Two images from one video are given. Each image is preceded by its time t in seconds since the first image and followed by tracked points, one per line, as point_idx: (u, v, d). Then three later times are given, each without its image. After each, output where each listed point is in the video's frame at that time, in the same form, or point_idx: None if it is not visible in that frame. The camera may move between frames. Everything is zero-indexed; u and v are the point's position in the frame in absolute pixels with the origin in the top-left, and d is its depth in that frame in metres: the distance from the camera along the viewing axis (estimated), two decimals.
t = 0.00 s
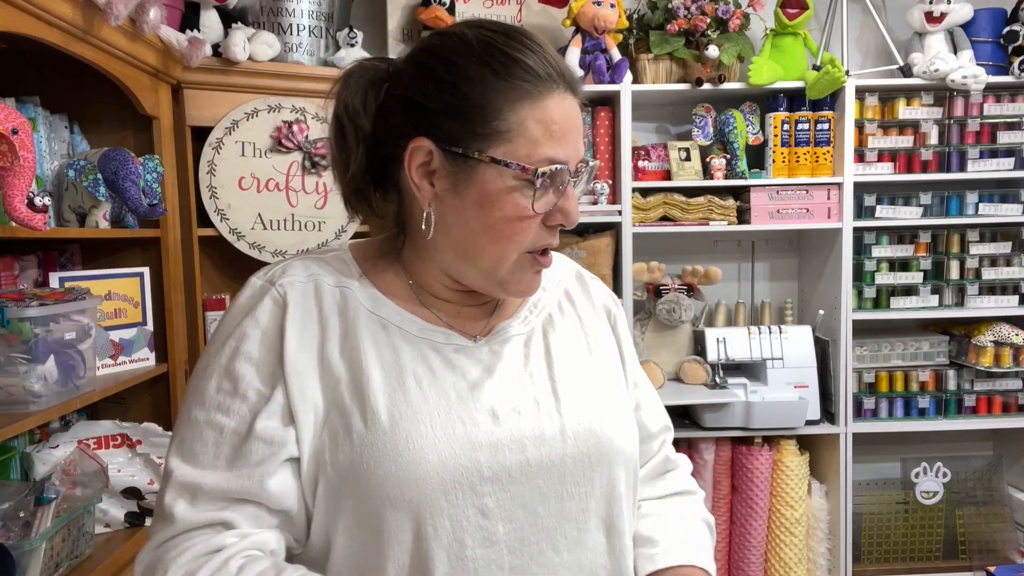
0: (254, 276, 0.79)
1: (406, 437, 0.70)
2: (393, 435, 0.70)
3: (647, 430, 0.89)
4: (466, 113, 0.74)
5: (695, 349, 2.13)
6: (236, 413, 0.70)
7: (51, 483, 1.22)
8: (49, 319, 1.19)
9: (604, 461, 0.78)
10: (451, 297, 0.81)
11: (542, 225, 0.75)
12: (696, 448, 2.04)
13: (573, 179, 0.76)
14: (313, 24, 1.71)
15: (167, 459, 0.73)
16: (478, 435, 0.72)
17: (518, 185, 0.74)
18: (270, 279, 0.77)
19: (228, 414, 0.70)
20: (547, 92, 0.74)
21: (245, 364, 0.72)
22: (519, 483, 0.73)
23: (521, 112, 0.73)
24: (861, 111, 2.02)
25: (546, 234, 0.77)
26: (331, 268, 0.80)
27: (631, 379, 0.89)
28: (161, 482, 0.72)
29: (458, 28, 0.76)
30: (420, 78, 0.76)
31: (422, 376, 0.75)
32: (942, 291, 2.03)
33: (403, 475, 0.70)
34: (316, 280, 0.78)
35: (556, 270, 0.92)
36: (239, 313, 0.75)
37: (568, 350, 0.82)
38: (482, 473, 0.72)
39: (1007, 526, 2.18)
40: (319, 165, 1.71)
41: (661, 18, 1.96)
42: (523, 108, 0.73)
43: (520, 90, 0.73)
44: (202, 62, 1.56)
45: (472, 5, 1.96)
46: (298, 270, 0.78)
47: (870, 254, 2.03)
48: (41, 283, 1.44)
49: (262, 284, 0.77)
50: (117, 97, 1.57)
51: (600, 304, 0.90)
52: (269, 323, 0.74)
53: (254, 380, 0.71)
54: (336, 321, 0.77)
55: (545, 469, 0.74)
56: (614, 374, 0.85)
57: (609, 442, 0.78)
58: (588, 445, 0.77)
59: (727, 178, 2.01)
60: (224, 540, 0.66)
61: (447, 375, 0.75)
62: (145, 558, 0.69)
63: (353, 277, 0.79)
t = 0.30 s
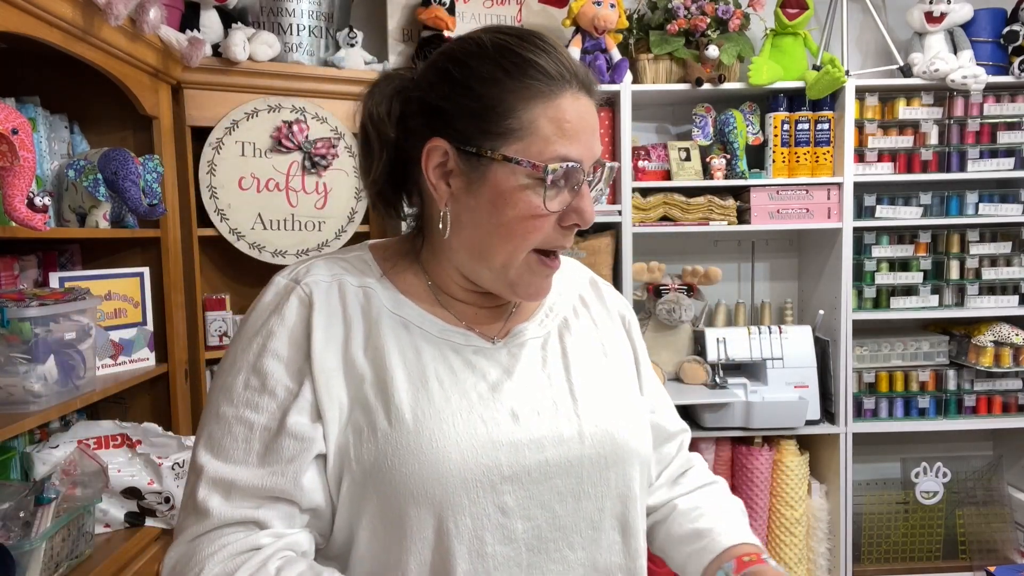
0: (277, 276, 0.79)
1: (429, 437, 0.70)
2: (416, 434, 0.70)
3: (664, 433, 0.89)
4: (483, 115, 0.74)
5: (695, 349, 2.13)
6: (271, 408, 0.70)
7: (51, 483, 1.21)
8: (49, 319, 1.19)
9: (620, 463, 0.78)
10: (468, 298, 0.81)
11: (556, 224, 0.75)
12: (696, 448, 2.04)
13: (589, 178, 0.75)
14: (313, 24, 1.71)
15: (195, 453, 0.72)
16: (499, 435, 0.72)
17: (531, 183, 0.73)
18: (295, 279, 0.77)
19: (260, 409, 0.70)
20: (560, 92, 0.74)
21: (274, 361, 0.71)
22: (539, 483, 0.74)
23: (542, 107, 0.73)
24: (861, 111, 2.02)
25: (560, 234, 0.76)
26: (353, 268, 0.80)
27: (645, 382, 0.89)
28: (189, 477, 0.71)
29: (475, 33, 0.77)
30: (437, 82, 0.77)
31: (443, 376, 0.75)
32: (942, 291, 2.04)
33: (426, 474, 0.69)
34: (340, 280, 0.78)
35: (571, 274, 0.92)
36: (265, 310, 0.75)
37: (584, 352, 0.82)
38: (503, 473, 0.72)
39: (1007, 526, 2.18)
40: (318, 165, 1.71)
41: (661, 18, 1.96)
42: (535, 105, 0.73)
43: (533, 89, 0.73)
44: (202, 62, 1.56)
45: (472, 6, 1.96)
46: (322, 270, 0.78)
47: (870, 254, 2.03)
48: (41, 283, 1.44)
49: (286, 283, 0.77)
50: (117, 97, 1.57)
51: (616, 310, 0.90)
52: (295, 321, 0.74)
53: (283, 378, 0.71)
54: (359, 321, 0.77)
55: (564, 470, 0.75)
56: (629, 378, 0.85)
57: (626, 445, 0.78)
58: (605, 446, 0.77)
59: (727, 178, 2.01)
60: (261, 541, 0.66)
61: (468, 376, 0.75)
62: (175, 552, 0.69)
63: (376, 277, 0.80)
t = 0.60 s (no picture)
0: (276, 279, 0.79)
1: (422, 438, 0.71)
2: (409, 435, 0.70)
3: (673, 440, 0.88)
4: (465, 110, 0.74)
5: (695, 349, 2.13)
6: (257, 411, 0.70)
7: (51, 483, 1.22)
8: (49, 319, 1.19)
9: (617, 465, 0.77)
10: (466, 298, 0.81)
11: (543, 216, 0.74)
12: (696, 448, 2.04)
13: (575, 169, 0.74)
14: (313, 24, 1.71)
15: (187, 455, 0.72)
16: (492, 436, 0.72)
17: (513, 176, 0.73)
18: (293, 281, 0.77)
19: (248, 412, 0.70)
20: (541, 83, 0.74)
21: (264, 363, 0.71)
22: (532, 485, 0.74)
23: (524, 100, 0.73)
24: (861, 111, 2.02)
25: (550, 226, 0.74)
26: (350, 269, 0.80)
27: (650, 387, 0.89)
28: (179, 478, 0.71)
29: (459, 34, 0.79)
30: (426, 83, 0.78)
31: (438, 377, 0.75)
32: (942, 291, 2.04)
33: (418, 475, 0.70)
34: (338, 282, 0.78)
35: (575, 276, 0.92)
36: (261, 312, 0.75)
37: (583, 354, 0.82)
38: (495, 474, 0.72)
39: (1007, 526, 2.18)
40: (318, 164, 1.71)
41: (661, 18, 1.96)
42: (517, 95, 0.73)
43: (514, 80, 0.73)
44: (202, 62, 1.56)
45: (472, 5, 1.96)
46: (320, 273, 0.78)
47: (870, 254, 2.03)
48: (41, 283, 1.44)
49: (285, 285, 0.77)
50: (117, 97, 1.57)
51: (619, 312, 0.90)
52: (288, 323, 0.73)
53: (272, 380, 0.71)
54: (356, 323, 0.77)
55: (558, 471, 0.75)
56: (630, 380, 0.85)
57: (623, 446, 0.78)
58: (601, 447, 0.77)
59: (727, 178, 2.01)
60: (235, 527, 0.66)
61: (463, 376, 0.76)
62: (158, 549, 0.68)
63: (376, 282, 0.79)
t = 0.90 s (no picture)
0: (266, 280, 0.79)
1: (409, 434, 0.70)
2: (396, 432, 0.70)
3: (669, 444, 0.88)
4: (414, 95, 0.77)
5: (695, 348, 2.13)
6: (226, 412, 0.70)
7: (51, 483, 1.21)
8: (49, 319, 1.19)
9: (610, 464, 0.77)
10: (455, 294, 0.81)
11: (490, 191, 0.73)
12: (696, 448, 2.04)
13: (521, 141, 0.74)
14: (313, 24, 1.71)
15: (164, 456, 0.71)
16: (481, 433, 0.73)
17: (456, 150, 0.74)
18: (281, 283, 0.78)
19: (217, 412, 0.70)
20: (481, 59, 0.75)
21: (240, 365, 0.72)
22: (521, 484, 0.74)
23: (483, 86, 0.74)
24: (861, 111, 2.02)
25: (500, 202, 0.74)
26: (340, 271, 0.80)
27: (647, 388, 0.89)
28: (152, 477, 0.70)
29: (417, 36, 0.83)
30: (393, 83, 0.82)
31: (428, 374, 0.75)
32: (942, 291, 2.04)
33: (405, 473, 0.69)
34: (326, 283, 0.78)
35: (571, 273, 0.92)
36: (249, 310, 0.76)
37: (576, 352, 0.82)
38: (484, 471, 0.72)
39: (1007, 526, 2.18)
40: (318, 164, 1.71)
41: (661, 18, 1.96)
42: (452, 70, 0.75)
43: (454, 59, 0.76)
44: (202, 62, 1.56)
45: (471, 5, 1.96)
46: (308, 275, 0.79)
47: (870, 254, 2.03)
48: (41, 283, 1.44)
49: (273, 286, 0.78)
50: (117, 97, 1.57)
51: (616, 309, 0.90)
52: (272, 325, 0.74)
53: (245, 383, 0.72)
54: (345, 323, 0.77)
55: (547, 468, 0.74)
56: (626, 379, 0.85)
57: (616, 444, 0.77)
58: (593, 445, 0.76)
59: (727, 178, 2.01)
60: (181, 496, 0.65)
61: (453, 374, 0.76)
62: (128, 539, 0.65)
63: (365, 284, 0.79)
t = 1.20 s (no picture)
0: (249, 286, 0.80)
1: (389, 437, 0.71)
2: (376, 435, 0.71)
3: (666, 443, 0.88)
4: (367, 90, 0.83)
5: (695, 349, 2.13)
6: (196, 415, 0.71)
7: (51, 483, 1.21)
8: (49, 319, 1.19)
9: (597, 466, 0.76)
10: (436, 291, 0.82)
11: (421, 168, 0.75)
12: (696, 448, 2.04)
13: (449, 114, 0.75)
14: (313, 24, 1.71)
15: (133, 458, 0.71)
16: (461, 435, 0.72)
17: (392, 132, 0.77)
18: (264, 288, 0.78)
19: (189, 418, 0.71)
20: (406, 41, 0.78)
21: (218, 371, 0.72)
22: (503, 487, 0.73)
23: (412, 67, 0.77)
24: (861, 111, 2.02)
25: (431, 177, 0.74)
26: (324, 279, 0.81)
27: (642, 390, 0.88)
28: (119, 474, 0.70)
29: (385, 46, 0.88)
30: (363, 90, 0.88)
31: (410, 377, 0.75)
32: (942, 291, 2.04)
33: (385, 476, 0.70)
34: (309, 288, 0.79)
35: (564, 271, 0.91)
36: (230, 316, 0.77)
37: (565, 352, 0.82)
38: (465, 474, 0.72)
39: (1007, 526, 2.18)
40: (318, 165, 1.71)
41: (661, 18, 1.96)
42: (388, 56, 0.80)
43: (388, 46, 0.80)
44: (202, 62, 1.56)
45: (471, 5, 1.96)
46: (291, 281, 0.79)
47: (870, 254, 2.03)
48: (41, 283, 1.44)
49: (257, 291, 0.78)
50: (117, 97, 1.57)
51: (610, 306, 0.89)
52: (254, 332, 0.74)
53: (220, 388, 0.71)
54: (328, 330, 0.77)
55: (530, 471, 0.74)
56: (617, 378, 0.84)
57: (604, 446, 0.77)
58: (578, 447, 0.76)
59: (727, 178, 2.01)
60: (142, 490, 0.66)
61: (436, 377, 0.76)
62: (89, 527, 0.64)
63: (348, 289, 0.80)
